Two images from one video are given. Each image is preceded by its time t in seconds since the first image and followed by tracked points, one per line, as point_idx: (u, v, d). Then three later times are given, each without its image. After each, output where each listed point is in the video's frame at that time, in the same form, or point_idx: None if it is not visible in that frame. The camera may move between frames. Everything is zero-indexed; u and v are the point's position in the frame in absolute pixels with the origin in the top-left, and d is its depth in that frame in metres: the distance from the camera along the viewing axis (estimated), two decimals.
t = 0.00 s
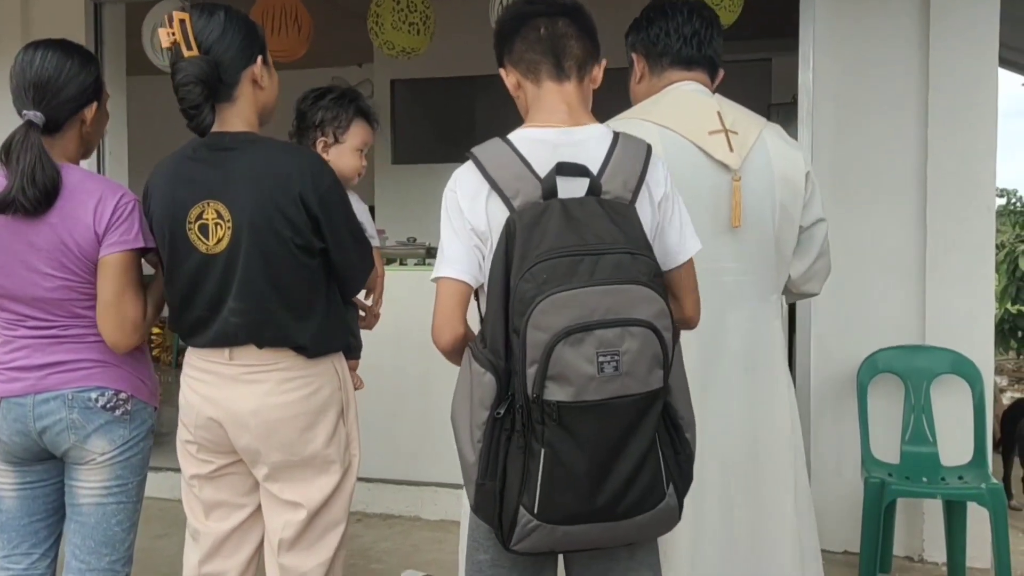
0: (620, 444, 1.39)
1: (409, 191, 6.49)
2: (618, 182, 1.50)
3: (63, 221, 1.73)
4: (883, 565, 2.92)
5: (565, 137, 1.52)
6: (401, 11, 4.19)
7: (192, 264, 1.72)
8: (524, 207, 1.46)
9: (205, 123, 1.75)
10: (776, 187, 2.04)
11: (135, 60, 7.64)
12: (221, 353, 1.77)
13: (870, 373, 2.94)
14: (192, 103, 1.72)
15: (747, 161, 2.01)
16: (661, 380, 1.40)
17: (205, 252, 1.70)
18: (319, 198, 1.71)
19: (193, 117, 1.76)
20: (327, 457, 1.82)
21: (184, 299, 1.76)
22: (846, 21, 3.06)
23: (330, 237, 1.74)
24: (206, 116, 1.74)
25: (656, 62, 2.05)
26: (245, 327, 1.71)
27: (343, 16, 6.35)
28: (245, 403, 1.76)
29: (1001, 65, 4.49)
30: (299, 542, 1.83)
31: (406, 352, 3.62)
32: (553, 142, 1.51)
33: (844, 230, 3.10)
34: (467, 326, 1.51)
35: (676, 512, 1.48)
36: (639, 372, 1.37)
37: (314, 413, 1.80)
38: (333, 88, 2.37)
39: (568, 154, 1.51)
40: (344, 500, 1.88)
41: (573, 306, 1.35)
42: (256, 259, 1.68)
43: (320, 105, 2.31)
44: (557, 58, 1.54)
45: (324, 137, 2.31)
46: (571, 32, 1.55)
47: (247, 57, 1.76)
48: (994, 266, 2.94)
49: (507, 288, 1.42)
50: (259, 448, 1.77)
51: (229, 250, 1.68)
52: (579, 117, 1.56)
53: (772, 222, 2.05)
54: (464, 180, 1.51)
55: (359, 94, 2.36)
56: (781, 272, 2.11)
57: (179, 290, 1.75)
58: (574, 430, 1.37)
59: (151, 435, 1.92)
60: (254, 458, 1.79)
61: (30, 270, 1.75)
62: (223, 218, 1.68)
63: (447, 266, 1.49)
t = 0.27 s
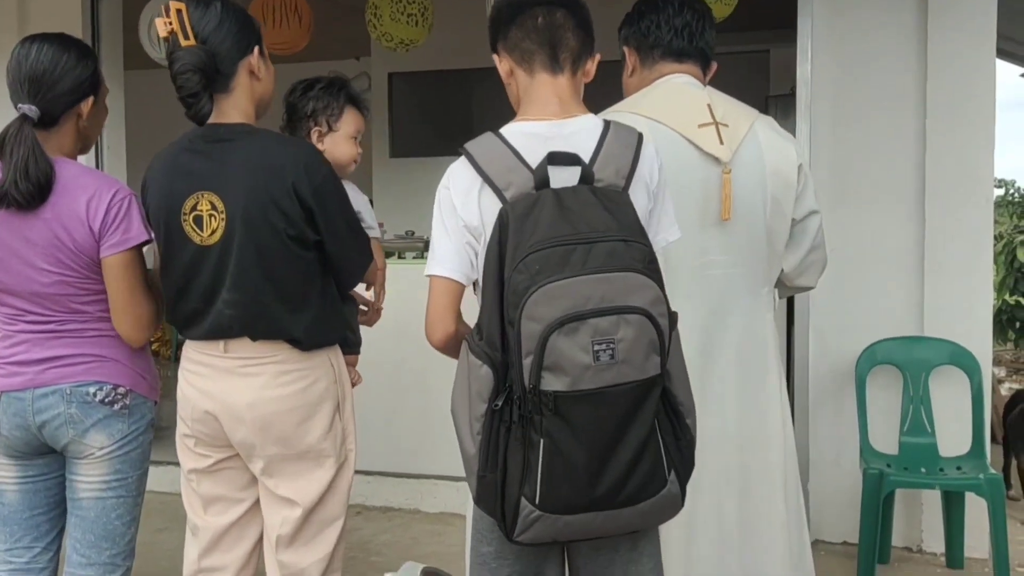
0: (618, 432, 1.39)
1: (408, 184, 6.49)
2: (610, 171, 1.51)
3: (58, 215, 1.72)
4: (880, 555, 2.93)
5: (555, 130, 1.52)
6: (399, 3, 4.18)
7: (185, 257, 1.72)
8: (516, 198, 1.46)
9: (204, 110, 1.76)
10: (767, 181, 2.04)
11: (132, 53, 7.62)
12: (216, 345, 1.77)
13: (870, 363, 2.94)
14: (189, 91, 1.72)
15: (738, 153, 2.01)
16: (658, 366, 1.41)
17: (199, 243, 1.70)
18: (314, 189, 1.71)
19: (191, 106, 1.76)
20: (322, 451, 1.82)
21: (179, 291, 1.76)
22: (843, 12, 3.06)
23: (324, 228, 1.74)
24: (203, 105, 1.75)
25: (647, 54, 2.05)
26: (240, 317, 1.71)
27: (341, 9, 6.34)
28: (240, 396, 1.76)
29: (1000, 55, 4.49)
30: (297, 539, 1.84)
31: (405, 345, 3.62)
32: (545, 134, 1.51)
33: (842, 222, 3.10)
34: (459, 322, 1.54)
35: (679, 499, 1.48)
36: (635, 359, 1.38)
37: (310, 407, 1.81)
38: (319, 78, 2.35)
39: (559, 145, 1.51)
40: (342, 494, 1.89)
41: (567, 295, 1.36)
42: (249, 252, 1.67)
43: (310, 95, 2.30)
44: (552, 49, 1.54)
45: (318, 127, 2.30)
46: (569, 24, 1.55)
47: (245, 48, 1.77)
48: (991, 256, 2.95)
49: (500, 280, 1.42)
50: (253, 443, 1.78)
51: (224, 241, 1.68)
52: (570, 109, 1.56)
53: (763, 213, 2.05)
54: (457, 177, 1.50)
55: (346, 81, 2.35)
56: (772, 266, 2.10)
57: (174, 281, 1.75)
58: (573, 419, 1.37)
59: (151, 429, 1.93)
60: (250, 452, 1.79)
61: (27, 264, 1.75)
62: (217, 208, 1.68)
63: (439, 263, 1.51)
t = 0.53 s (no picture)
0: (611, 418, 1.40)
1: (405, 172, 6.48)
2: (601, 160, 1.50)
3: (52, 204, 1.72)
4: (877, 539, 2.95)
5: (549, 118, 1.51)
6: None
7: (176, 244, 1.72)
8: (508, 188, 1.46)
9: (194, 95, 1.76)
10: (764, 166, 2.05)
11: (127, 41, 7.58)
12: (208, 335, 1.78)
13: (868, 349, 2.94)
14: (179, 74, 1.72)
15: (734, 140, 2.03)
16: (650, 352, 1.41)
17: (189, 232, 1.70)
18: (302, 176, 1.71)
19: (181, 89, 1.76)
20: (314, 441, 1.82)
21: (172, 280, 1.76)
22: None
23: (314, 215, 1.74)
24: (193, 88, 1.75)
25: (643, 41, 2.04)
26: (230, 308, 1.71)
27: None
28: (232, 385, 1.76)
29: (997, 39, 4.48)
30: (294, 530, 1.84)
31: (403, 333, 3.63)
32: (538, 123, 1.50)
33: (838, 208, 3.10)
34: (451, 310, 1.50)
35: (672, 485, 1.49)
36: (627, 345, 1.38)
37: (300, 399, 1.80)
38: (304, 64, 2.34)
39: (551, 134, 1.50)
40: (338, 484, 1.89)
41: (560, 283, 1.36)
42: (237, 245, 1.68)
43: (298, 81, 2.28)
44: (543, 41, 1.54)
45: (308, 113, 2.29)
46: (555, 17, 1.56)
47: (235, 34, 1.76)
48: (988, 242, 2.95)
49: (493, 268, 1.41)
50: (245, 433, 1.78)
51: (212, 229, 1.68)
52: (562, 98, 1.55)
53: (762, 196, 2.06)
54: (449, 166, 1.51)
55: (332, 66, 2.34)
56: (772, 252, 2.12)
57: (166, 270, 1.75)
58: (566, 406, 1.37)
59: (149, 419, 1.93)
60: (243, 443, 1.80)
61: (23, 254, 1.75)
62: (205, 197, 1.68)
63: (431, 251, 1.50)
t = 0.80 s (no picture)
0: (598, 410, 1.39)
1: (403, 168, 6.47)
2: (594, 153, 1.49)
3: (50, 199, 1.72)
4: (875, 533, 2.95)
5: (542, 112, 1.52)
6: None
7: (170, 241, 1.72)
8: (500, 180, 1.46)
9: (183, 92, 1.75)
10: (775, 161, 2.05)
11: (125, 37, 7.57)
12: (202, 330, 1.77)
13: (867, 343, 2.94)
14: (168, 71, 1.72)
15: (746, 135, 2.03)
16: (639, 344, 1.40)
17: (181, 229, 1.70)
18: (294, 171, 1.70)
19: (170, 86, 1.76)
20: (309, 437, 1.82)
21: (165, 276, 1.76)
22: None
23: (306, 211, 1.73)
24: (182, 85, 1.74)
25: (653, 35, 2.06)
26: (221, 304, 1.71)
27: None
28: (226, 381, 1.76)
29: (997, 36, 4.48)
30: (290, 524, 1.85)
31: (402, 329, 3.63)
32: (529, 117, 1.51)
33: (836, 203, 3.10)
34: (450, 303, 1.50)
35: (664, 480, 1.48)
36: (614, 336, 1.38)
37: (294, 395, 1.80)
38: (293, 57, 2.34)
39: (544, 127, 1.51)
40: (335, 478, 1.89)
41: (546, 273, 1.36)
42: (227, 242, 1.67)
43: (288, 74, 2.28)
44: (543, 36, 1.54)
45: (299, 105, 2.28)
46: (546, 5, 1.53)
47: (224, 30, 1.76)
48: (987, 236, 2.95)
49: (482, 262, 1.42)
50: (239, 428, 1.78)
51: (203, 227, 1.68)
52: (557, 93, 1.56)
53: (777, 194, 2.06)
54: (444, 160, 1.51)
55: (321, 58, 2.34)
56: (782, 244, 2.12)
57: (160, 267, 1.75)
58: (552, 396, 1.37)
59: (148, 415, 1.93)
60: (237, 438, 1.80)
61: (21, 250, 1.74)
62: (196, 194, 1.68)
63: (428, 244, 1.50)
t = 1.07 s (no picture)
0: (593, 399, 1.40)
1: (402, 164, 6.46)
2: (589, 147, 1.51)
3: (51, 193, 1.71)
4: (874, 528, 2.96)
5: (537, 105, 1.52)
6: None
7: (168, 236, 1.71)
8: (496, 172, 1.47)
9: (180, 89, 1.75)
10: (796, 155, 2.06)
11: (123, 32, 7.55)
12: (200, 325, 1.77)
13: (865, 339, 2.95)
14: (166, 70, 1.71)
15: (769, 129, 2.03)
16: (634, 333, 1.41)
17: (180, 225, 1.69)
18: (293, 165, 1.71)
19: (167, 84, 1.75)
20: (307, 430, 1.83)
21: (163, 271, 1.76)
22: None
23: (306, 204, 1.74)
24: (180, 82, 1.74)
25: (674, 29, 2.06)
26: (220, 299, 1.71)
27: None
28: (223, 374, 1.77)
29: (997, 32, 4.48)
30: (289, 517, 1.85)
31: (401, 324, 3.63)
32: (524, 110, 1.51)
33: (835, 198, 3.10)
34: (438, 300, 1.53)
35: (660, 472, 1.49)
36: (609, 325, 1.38)
37: (293, 387, 1.80)
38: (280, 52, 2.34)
39: (539, 121, 1.51)
40: (334, 470, 1.89)
41: (541, 261, 1.36)
42: (227, 238, 1.68)
43: (278, 67, 2.28)
44: (541, 38, 1.52)
45: (291, 98, 2.28)
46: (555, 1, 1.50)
47: (217, 24, 1.76)
48: (985, 232, 2.95)
49: (478, 253, 1.42)
50: (237, 422, 1.78)
51: (202, 223, 1.68)
52: (553, 90, 1.55)
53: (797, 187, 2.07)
54: (440, 153, 1.51)
55: (308, 53, 2.35)
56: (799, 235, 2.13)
57: (160, 260, 1.75)
58: (548, 386, 1.38)
59: (150, 410, 1.93)
60: (235, 432, 1.80)
61: (22, 244, 1.74)
62: (195, 189, 1.67)
63: (416, 242, 1.50)
